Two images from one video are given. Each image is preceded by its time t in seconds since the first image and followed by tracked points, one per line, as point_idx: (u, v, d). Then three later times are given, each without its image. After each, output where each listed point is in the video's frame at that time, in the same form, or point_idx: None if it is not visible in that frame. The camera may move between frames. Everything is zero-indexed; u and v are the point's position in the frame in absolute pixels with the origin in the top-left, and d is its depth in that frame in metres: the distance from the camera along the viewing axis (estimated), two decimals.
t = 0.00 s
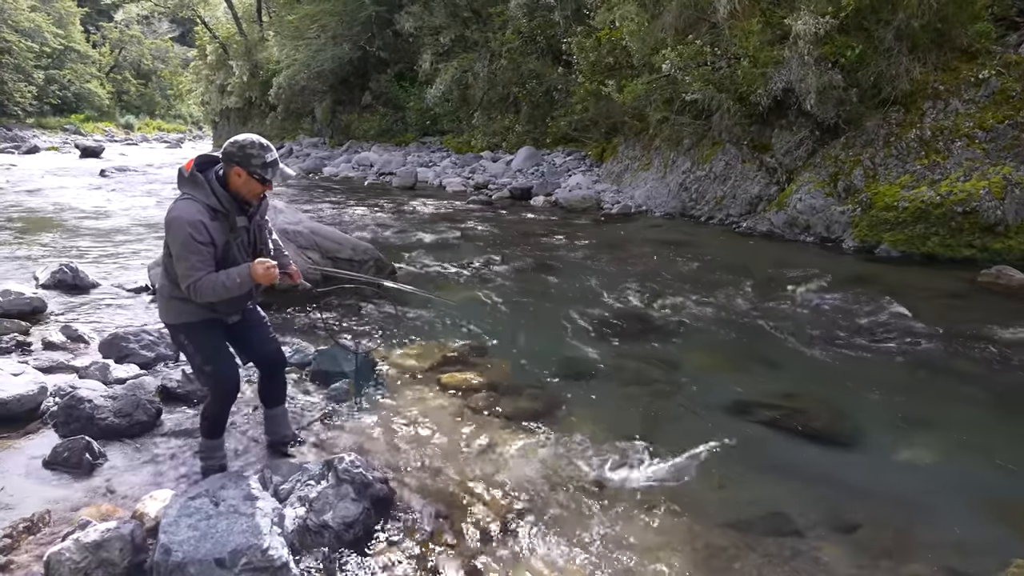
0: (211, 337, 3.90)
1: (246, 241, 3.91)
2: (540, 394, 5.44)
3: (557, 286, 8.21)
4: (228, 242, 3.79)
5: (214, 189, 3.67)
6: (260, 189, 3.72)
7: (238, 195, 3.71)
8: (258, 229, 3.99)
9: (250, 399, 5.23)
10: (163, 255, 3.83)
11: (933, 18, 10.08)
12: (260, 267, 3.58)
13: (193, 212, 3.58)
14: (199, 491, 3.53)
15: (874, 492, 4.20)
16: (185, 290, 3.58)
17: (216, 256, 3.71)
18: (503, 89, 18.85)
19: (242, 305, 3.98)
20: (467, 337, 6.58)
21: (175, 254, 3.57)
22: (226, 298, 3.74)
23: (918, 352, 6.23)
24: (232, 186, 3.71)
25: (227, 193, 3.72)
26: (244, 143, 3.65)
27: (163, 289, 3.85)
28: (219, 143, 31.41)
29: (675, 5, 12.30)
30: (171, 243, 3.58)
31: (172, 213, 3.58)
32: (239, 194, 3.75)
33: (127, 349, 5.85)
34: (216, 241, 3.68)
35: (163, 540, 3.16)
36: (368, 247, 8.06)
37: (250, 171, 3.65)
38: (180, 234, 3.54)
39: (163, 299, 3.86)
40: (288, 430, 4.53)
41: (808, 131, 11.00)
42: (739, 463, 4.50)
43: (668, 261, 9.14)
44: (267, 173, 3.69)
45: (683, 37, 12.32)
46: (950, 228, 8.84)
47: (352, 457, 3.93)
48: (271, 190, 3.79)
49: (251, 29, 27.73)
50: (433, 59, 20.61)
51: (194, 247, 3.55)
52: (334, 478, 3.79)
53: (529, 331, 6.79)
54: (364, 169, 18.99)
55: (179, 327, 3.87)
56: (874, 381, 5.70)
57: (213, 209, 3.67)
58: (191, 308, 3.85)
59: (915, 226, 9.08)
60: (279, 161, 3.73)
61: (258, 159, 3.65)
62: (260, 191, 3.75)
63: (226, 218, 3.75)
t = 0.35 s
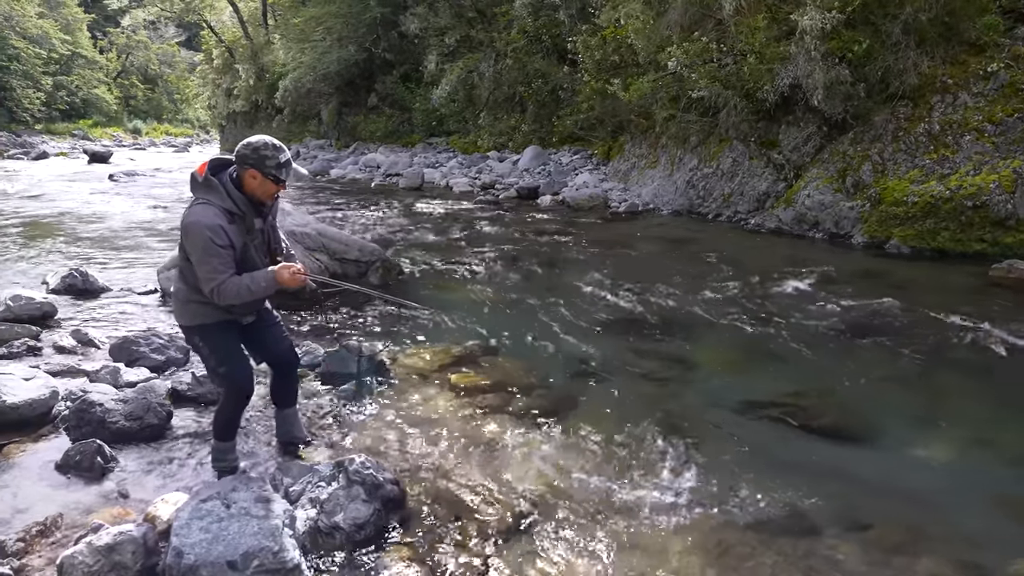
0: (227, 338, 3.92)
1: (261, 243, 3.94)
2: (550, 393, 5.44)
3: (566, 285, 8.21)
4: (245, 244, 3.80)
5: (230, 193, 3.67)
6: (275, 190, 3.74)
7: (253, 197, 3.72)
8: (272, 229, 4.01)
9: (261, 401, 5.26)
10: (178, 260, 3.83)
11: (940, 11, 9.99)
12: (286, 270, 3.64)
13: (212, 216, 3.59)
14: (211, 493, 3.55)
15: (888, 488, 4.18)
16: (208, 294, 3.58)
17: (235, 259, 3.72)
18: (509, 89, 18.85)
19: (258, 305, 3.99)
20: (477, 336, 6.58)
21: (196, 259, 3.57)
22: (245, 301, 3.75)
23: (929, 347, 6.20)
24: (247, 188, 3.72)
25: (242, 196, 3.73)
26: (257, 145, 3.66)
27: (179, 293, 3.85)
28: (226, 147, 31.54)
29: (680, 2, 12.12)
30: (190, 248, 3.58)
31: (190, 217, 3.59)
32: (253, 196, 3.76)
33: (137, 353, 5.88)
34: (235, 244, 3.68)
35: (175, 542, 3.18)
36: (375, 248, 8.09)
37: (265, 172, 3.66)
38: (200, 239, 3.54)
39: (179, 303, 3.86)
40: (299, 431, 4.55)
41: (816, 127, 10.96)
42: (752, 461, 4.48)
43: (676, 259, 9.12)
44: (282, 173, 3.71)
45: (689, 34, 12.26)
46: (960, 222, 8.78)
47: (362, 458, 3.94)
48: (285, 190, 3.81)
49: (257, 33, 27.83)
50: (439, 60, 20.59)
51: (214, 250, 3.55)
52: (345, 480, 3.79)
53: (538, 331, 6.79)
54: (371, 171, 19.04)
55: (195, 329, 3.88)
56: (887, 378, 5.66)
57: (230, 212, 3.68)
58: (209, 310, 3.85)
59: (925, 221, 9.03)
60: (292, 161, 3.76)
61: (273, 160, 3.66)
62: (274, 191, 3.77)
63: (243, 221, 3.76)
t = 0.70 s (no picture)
0: (242, 337, 3.94)
1: (276, 245, 3.94)
2: (557, 392, 5.45)
3: (572, 284, 8.20)
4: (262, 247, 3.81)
5: (245, 196, 3.68)
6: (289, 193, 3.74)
7: (268, 200, 3.73)
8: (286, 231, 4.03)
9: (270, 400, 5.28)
10: (194, 264, 3.84)
11: (950, 9, 9.93)
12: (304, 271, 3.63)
13: (228, 220, 3.59)
14: (218, 492, 3.55)
15: (897, 488, 4.16)
16: (226, 297, 3.58)
17: (252, 262, 3.72)
18: (515, 88, 18.85)
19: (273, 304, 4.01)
20: (483, 336, 6.58)
21: (213, 262, 3.58)
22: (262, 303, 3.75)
23: (939, 346, 6.17)
24: (261, 192, 3.73)
25: (257, 199, 3.74)
26: (270, 149, 3.66)
27: (195, 296, 3.86)
28: (233, 146, 31.63)
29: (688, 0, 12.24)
30: (207, 252, 3.59)
31: (206, 222, 3.60)
32: (268, 199, 3.77)
33: (145, 352, 5.90)
34: (251, 247, 3.69)
35: (183, 540, 3.19)
36: (383, 247, 8.10)
37: (278, 175, 3.66)
38: (217, 243, 3.55)
39: (195, 305, 3.88)
40: (308, 429, 4.57)
41: (823, 126, 10.90)
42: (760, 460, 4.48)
43: (683, 258, 9.10)
44: (295, 176, 3.71)
45: (695, 32, 12.34)
46: (969, 221, 8.74)
47: (369, 456, 3.94)
48: (299, 193, 3.81)
49: (264, 32, 27.90)
50: (445, 59, 20.67)
51: (231, 253, 3.56)
52: (351, 479, 3.80)
53: (545, 329, 6.79)
54: (377, 170, 19.06)
55: (211, 328, 3.90)
56: (895, 376, 5.65)
57: (246, 215, 3.69)
58: (226, 311, 3.87)
59: (933, 219, 8.98)
60: (305, 164, 3.76)
61: (286, 163, 3.67)
62: (288, 194, 3.78)
63: (258, 223, 3.77)
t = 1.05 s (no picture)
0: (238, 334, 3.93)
1: (272, 239, 3.93)
2: (550, 391, 5.44)
3: (566, 282, 8.19)
4: (256, 241, 3.80)
5: (238, 191, 3.67)
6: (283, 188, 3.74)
7: (262, 194, 3.72)
8: (281, 225, 4.02)
9: (263, 398, 5.26)
10: (189, 257, 3.83)
11: (943, 9, 9.95)
12: (298, 267, 3.62)
13: (223, 215, 3.58)
14: (211, 490, 3.53)
15: (889, 487, 4.17)
16: (221, 292, 3.58)
17: (246, 257, 3.72)
18: (509, 86, 18.83)
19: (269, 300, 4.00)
20: (477, 334, 6.56)
21: (208, 257, 3.57)
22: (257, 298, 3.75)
23: (931, 346, 6.18)
24: (255, 186, 3.72)
25: (251, 193, 3.73)
26: (264, 143, 3.65)
27: (190, 290, 3.86)
28: (226, 143, 31.51)
29: None
30: (202, 247, 3.58)
31: (201, 216, 3.58)
32: (262, 193, 3.76)
33: (137, 349, 5.87)
34: (246, 242, 3.68)
35: (175, 539, 3.18)
36: (376, 245, 8.11)
37: (272, 170, 3.66)
38: (212, 237, 3.54)
39: (191, 300, 3.87)
40: (301, 428, 4.55)
41: (817, 125, 10.93)
42: (753, 459, 4.48)
43: (677, 257, 9.10)
44: (288, 171, 3.70)
45: (690, 31, 12.27)
46: (961, 221, 8.76)
47: (362, 455, 3.91)
48: (293, 187, 3.80)
49: (258, 28, 27.80)
50: (439, 56, 20.62)
51: (226, 249, 3.55)
52: (344, 476, 3.79)
53: (539, 328, 6.78)
54: (371, 167, 19.01)
55: (207, 324, 3.89)
56: (887, 376, 5.66)
57: (240, 210, 3.68)
58: (223, 306, 3.88)
59: (926, 219, 9.00)
60: (299, 159, 3.74)
61: (280, 158, 3.66)
62: (282, 189, 3.77)
63: (252, 218, 3.76)
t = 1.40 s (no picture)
0: (231, 334, 3.89)
1: (265, 228, 3.92)
2: (541, 392, 5.44)
3: (556, 283, 8.20)
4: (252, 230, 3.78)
5: (231, 179, 3.66)
6: (273, 172, 3.75)
7: (253, 180, 3.72)
8: (272, 214, 4.00)
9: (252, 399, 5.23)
10: (181, 254, 3.78)
11: (932, 11, 10.05)
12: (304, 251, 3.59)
13: (218, 203, 3.56)
14: (200, 492, 3.52)
15: (878, 487, 4.19)
16: (220, 284, 3.52)
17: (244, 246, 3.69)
18: (500, 86, 18.83)
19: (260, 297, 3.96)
20: (469, 335, 6.56)
21: (205, 248, 3.52)
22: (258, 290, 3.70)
23: (920, 347, 6.22)
24: (246, 172, 3.72)
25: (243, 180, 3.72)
26: (252, 127, 3.66)
27: (183, 288, 3.79)
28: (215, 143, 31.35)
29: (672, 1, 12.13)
30: (198, 238, 3.54)
31: (195, 207, 3.55)
32: (253, 180, 3.75)
33: (126, 349, 5.83)
34: (243, 230, 3.66)
35: (164, 541, 3.16)
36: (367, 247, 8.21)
37: (262, 154, 3.67)
38: (209, 227, 3.51)
39: (185, 299, 3.81)
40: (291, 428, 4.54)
41: (807, 127, 10.97)
42: (743, 459, 4.50)
43: (667, 258, 9.12)
44: (278, 153, 3.72)
45: (681, 32, 12.32)
46: (949, 222, 8.82)
47: (353, 456, 3.90)
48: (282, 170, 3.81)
49: (247, 28, 27.71)
50: (430, 56, 20.60)
51: (225, 238, 3.52)
52: (335, 478, 3.77)
53: (530, 328, 6.79)
54: (361, 167, 18.98)
55: (198, 323, 3.84)
56: (876, 377, 5.69)
57: (234, 198, 3.66)
58: (220, 305, 3.83)
59: (914, 221, 9.06)
60: (286, 140, 3.77)
61: (269, 141, 3.67)
62: (272, 173, 3.78)
63: (246, 206, 3.75)
